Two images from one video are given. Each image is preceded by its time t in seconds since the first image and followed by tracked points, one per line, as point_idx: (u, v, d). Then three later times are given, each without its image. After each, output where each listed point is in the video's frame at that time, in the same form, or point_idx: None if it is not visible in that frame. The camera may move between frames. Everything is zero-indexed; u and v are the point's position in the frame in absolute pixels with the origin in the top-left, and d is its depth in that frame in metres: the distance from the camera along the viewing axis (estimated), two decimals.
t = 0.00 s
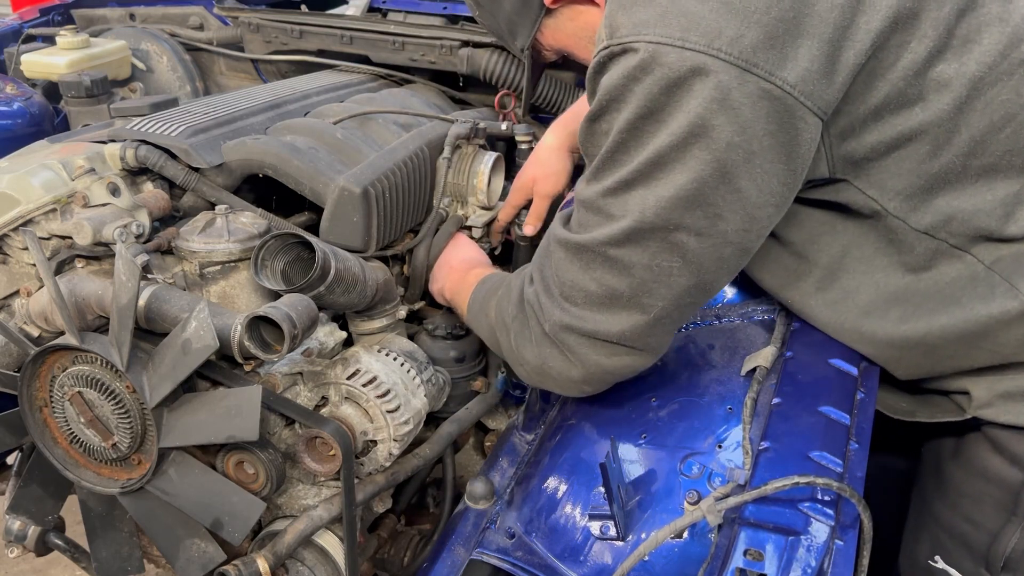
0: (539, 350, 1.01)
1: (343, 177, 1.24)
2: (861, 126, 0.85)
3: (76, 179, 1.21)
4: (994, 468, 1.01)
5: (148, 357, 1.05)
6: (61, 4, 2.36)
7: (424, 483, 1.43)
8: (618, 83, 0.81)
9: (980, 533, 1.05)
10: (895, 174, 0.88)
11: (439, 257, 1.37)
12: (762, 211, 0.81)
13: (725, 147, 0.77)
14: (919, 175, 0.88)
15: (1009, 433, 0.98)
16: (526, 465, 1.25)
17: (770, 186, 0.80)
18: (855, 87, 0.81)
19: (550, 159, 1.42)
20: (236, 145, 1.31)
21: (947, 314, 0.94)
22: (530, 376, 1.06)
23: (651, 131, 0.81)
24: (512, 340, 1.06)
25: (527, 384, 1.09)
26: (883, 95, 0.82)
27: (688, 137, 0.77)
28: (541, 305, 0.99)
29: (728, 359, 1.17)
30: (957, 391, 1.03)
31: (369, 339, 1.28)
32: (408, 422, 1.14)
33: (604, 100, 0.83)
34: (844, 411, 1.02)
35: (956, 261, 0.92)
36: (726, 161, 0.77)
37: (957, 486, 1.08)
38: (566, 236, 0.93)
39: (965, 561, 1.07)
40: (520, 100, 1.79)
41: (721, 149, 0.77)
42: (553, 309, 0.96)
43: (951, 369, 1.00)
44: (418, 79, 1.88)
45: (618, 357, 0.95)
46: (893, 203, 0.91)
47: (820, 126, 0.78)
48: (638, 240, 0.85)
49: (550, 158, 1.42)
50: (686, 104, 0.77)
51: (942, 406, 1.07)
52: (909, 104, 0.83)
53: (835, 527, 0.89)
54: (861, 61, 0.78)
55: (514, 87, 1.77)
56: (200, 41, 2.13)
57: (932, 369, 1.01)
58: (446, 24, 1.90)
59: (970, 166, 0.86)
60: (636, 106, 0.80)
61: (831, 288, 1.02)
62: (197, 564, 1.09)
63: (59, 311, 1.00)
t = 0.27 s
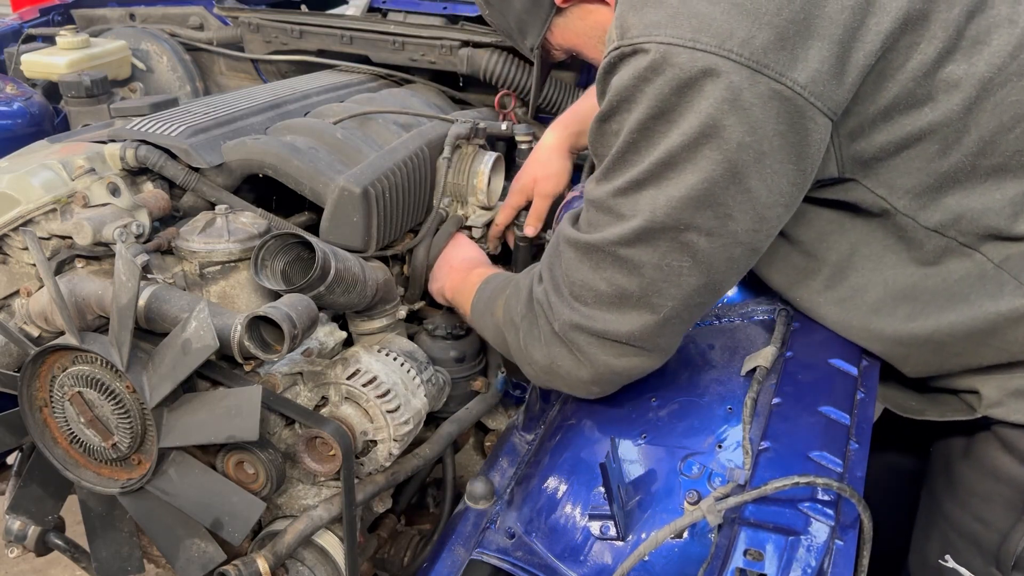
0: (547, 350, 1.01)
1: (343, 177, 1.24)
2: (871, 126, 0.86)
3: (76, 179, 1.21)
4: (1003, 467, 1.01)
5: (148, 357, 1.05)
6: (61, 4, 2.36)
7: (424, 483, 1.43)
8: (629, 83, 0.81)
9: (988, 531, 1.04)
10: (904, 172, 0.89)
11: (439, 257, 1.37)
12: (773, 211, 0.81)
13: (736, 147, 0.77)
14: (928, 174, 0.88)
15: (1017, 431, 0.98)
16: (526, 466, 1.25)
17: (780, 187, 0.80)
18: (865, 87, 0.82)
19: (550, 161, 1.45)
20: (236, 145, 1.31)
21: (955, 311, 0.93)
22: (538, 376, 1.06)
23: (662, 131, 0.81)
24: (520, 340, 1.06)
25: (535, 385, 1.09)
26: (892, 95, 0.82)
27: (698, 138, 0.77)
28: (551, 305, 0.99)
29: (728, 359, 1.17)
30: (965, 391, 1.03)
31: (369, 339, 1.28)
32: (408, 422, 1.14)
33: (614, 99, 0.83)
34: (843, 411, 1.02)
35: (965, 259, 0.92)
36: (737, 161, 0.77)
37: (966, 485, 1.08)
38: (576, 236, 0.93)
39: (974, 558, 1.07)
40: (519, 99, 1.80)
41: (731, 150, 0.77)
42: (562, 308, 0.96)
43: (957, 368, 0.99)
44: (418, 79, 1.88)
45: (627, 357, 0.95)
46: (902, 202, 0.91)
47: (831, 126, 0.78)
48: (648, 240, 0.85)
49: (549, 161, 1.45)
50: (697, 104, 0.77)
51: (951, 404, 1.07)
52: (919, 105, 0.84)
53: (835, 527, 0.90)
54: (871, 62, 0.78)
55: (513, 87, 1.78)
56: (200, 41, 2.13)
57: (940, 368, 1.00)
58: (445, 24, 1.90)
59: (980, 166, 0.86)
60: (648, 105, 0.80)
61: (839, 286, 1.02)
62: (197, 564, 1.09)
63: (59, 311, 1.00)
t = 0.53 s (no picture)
0: (552, 347, 1.01)
1: (343, 177, 1.24)
2: (879, 123, 0.86)
3: (76, 179, 1.21)
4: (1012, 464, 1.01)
5: (148, 357, 1.05)
6: (61, 4, 2.37)
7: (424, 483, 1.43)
8: (638, 79, 0.81)
9: (995, 528, 1.04)
10: (912, 168, 0.89)
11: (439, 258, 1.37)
12: (780, 208, 0.81)
13: (744, 142, 0.77)
14: (936, 171, 0.88)
15: None
16: (526, 466, 1.25)
17: (788, 184, 0.80)
18: (873, 83, 0.82)
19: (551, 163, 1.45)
20: (236, 145, 1.31)
21: (963, 307, 0.93)
22: (542, 373, 1.06)
23: (671, 127, 0.81)
24: (524, 337, 1.06)
25: (539, 382, 1.09)
26: (901, 92, 0.83)
27: (707, 133, 0.77)
28: (555, 302, 0.99)
29: (728, 358, 1.17)
30: (972, 389, 1.02)
31: (369, 339, 1.28)
32: (408, 422, 1.14)
33: (623, 95, 0.83)
34: (843, 411, 1.02)
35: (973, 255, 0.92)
36: (745, 157, 0.77)
37: (974, 483, 1.07)
38: (582, 232, 0.93)
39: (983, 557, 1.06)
40: (519, 99, 1.80)
41: (740, 146, 0.77)
42: (568, 305, 0.96)
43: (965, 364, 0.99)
44: (418, 79, 1.88)
45: (631, 355, 0.95)
46: (910, 199, 0.91)
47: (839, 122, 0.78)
48: (655, 235, 0.85)
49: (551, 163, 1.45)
50: (705, 100, 0.77)
51: (958, 403, 1.06)
52: (927, 101, 0.84)
53: (835, 527, 0.90)
54: (879, 59, 0.78)
55: (512, 87, 1.77)
56: (200, 41, 2.14)
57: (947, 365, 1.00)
58: (446, 24, 1.90)
59: (989, 163, 0.86)
60: (657, 100, 0.80)
61: (847, 283, 1.02)
62: (197, 564, 1.09)
63: (59, 311, 1.00)
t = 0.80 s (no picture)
0: (553, 345, 1.01)
1: (343, 177, 1.24)
2: (882, 121, 0.86)
3: (76, 179, 1.21)
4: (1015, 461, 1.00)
5: (148, 357, 1.05)
6: (61, 4, 2.37)
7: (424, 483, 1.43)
8: (643, 75, 0.81)
9: (999, 525, 1.03)
10: (915, 166, 0.89)
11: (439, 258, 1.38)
12: (783, 206, 0.81)
13: (749, 138, 0.76)
14: (938, 168, 0.88)
15: None
16: (526, 466, 1.25)
17: (793, 180, 0.80)
18: (877, 81, 0.82)
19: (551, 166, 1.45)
20: (236, 145, 1.31)
21: (966, 303, 0.93)
22: (543, 372, 1.06)
23: (675, 122, 0.81)
24: (526, 335, 1.06)
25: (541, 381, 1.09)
26: (904, 90, 0.83)
27: (712, 129, 0.77)
28: (557, 299, 0.99)
29: (728, 358, 1.17)
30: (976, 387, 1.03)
31: (369, 339, 1.28)
32: (408, 422, 1.14)
33: (627, 91, 0.83)
34: (843, 411, 1.02)
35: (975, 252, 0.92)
36: (749, 153, 0.77)
37: (977, 480, 1.07)
38: (584, 229, 0.93)
39: (987, 554, 1.05)
40: (519, 99, 1.80)
41: (744, 142, 0.77)
42: (569, 303, 0.96)
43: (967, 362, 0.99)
44: (418, 79, 1.88)
45: (632, 352, 0.95)
46: (913, 196, 0.91)
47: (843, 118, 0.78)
48: (658, 232, 0.85)
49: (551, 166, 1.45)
50: (710, 96, 0.77)
51: (961, 400, 1.06)
52: (931, 99, 0.84)
53: (835, 527, 0.90)
54: (883, 56, 0.78)
55: (512, 87, 1.77)
56: (200, 41, 2.13)
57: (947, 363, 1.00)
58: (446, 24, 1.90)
59: (992, 160, 0.86)
60: (662, 96, 0.80)
61: (849, 280, 1.03)
62: (197, 564, 1.09)
63: (59, 311, 1.00)
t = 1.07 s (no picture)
0: (558, 349, 1.01)
1: (343, 177, 1.24)
2: (884, 122, 0.86)
3: (76, 179, 1.21)
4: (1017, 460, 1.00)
5: (148, 357, 1.05)
6: (61, 4, 2.37)
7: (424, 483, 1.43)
8: (644, 75, 0.81)
9: (1002, 523, 1.03)
10: (916, 166, 0.89)
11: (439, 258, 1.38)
12: (786, 207, 0.81)
13: (752, 139, 0.76)
14: (940, 168, 0.88)
15: None
16: (526, 466, 1.25)
17: (796, 179, 0.80)
18: (879, 82, 0.82)
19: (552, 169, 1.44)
20: (236, 145, 1.31)
21: (967, 303, 0.93)
22: (549, 375, 1.07)
23: (677, 123, 0.81)
24: (530, 339, 1.06)
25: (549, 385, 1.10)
26: (906, 91, 0.83)
27: (714, 130, 0.77)
28: (560, 302, 0.99)
29: (728, 358, 1.17)
30: (978, 386, 1.02)
31: (369, 339, 1.28)
32: (408, 422, 1.14)
33: (629, 92, 0.83)
34: (843, 411, 1.02)
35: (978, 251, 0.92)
36: (752, 154, 0.77)
37: (979, 479, 1.07)
38: (587, 232, 0.93)
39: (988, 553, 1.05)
40: (519, 99, 1.80)
41: (748, 143, 0.76)
42: (573, 306, 0.96)
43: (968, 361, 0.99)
44: (418, 79, 1.88)
45: (636, 355, 0.95)
46: (915, 196, 0.91)
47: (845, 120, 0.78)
48: (662, 234, 0.85)
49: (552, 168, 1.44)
50: (713, 97, 0.77)
51: (963, 399, 1.06)
52: (933, 99, 0.84)
53: (835, 527, 0.90)
54: (886, 57, 0.78)
55: (513, 87, 1.77)
56: (200, 41, 2.13)
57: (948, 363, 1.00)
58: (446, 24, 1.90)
59: (993, 160, 0.86)
60: (664, 97, 0.80)
61: (851, 279, 1.03)
62: (197, 564, 1.09)
63: (59, 311, 1.00)
